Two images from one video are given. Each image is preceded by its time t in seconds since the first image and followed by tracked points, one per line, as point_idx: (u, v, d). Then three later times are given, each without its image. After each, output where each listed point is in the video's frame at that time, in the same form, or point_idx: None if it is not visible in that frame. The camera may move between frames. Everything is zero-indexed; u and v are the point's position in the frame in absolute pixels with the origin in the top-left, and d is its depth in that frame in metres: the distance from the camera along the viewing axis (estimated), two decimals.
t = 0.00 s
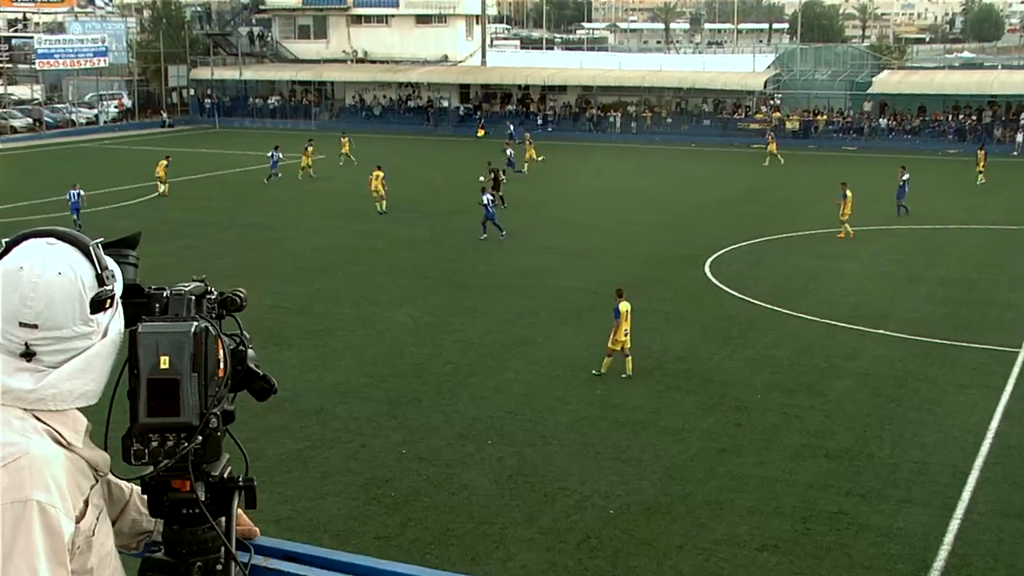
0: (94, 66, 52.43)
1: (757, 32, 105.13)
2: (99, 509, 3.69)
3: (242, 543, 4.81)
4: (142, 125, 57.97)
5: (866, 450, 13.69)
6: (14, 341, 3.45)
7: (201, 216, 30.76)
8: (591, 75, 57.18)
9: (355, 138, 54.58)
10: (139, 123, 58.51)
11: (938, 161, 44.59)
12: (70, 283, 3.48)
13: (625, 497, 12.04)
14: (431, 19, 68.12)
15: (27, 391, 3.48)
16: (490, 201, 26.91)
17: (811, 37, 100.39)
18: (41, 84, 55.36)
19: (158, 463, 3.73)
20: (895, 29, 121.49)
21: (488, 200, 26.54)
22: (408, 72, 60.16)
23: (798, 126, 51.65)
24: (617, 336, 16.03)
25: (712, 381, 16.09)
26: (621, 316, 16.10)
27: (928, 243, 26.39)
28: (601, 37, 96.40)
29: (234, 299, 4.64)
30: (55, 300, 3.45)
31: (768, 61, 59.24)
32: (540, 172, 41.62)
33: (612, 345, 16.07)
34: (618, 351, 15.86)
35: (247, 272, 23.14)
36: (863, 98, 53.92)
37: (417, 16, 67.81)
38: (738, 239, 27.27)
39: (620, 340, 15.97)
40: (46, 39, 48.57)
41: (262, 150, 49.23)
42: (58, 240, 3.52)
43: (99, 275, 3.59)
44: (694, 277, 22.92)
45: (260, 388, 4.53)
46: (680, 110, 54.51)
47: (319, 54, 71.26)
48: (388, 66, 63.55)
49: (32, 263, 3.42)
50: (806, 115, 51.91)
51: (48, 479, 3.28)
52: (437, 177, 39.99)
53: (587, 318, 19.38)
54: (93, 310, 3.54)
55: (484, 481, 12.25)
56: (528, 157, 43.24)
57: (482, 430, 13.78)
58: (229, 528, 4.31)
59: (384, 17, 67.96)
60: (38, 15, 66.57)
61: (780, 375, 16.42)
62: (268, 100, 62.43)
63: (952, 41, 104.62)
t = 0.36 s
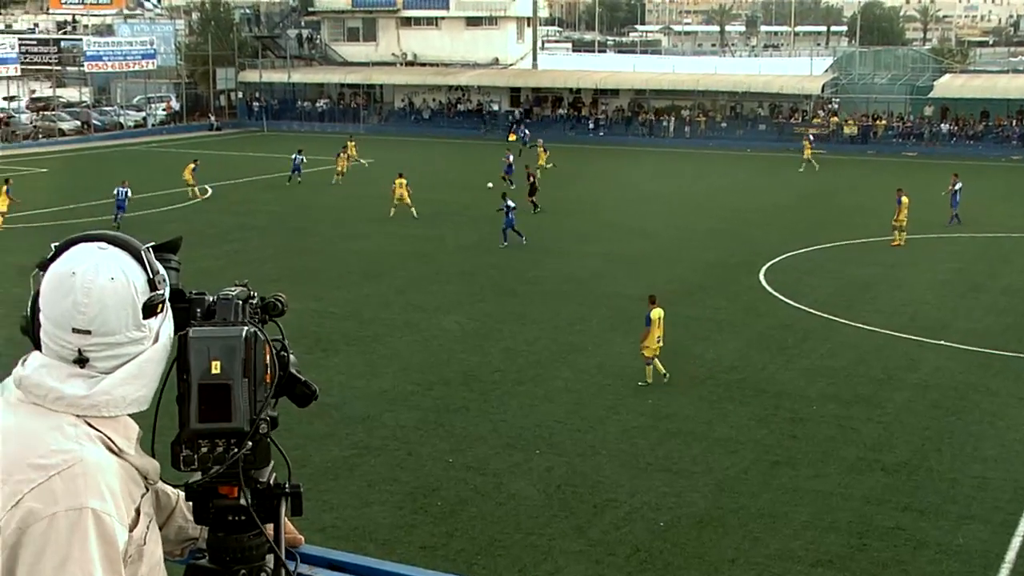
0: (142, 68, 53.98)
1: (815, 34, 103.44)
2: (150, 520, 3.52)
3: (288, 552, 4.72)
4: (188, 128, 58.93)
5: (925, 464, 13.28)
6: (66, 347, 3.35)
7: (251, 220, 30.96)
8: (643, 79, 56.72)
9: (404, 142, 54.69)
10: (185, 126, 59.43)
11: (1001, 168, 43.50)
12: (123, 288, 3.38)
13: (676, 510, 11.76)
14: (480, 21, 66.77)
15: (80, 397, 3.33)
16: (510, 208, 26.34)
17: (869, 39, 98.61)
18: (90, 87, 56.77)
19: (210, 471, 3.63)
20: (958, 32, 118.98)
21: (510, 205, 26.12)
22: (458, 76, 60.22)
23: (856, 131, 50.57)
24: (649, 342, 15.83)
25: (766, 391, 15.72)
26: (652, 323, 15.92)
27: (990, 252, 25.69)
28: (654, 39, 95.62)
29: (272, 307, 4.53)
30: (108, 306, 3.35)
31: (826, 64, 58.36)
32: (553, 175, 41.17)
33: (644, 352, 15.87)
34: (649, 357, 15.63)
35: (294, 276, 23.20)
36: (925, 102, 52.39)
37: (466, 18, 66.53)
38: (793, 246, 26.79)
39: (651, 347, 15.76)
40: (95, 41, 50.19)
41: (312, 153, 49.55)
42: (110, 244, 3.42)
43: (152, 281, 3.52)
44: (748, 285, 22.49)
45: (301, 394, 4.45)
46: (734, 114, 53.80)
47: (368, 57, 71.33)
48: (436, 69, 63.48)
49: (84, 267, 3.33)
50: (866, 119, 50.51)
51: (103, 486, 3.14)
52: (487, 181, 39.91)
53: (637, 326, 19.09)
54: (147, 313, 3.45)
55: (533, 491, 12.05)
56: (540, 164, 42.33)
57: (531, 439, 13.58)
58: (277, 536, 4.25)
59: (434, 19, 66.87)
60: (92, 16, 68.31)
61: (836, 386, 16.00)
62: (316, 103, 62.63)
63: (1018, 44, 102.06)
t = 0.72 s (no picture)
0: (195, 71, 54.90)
1: (880, 37, 101.46)
2: (201, 529, 3.57)
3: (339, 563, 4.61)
4: (240, 131, 59.59)
5: (994, 481, 12.78)
6: (122, 353, 3.47)
7: (305, 226, 31.10)
8: (703, 83, 56.02)
9: (458, 147, 54.66)
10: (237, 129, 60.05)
11: None
12: (178, 293, 3.51)
13: (734, 525, 11.42)
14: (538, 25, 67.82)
15: (135, 404, 3.43)
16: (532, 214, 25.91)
17: (937, 41, 96.49)
18: (144, 91, 57.64)
19: (261, 477, 3.70)
20: None
21: (534, 211, 25.73)
22: (514, 80, 60.14)
23: (924, 137, 49.43)
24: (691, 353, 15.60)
25: (827, 404, 15.31)
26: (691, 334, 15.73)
27: None
28: (714, 42, 94.61)
29: (319, 313, 4.33)
30: (164, 311, 3.46)
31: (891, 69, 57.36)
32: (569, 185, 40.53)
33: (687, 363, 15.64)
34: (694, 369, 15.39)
35: (346, 282, 23.21)
36: (993, 107, 51.66)
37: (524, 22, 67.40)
38: (855, 255, 26.21)
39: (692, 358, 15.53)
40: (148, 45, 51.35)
41: (366, 158, 49.75)
42: (163, 249, 3.55)
43: (206, 285, 3.66)
44: (808, 295, 22.00)
45: (349, 402, 4.25)
46: (796, 119, 52.97)
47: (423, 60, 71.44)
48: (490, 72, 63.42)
49: (140, 273, 3.46)
50: (933, 125, 49.42)
51: (159, 494, 3.23)
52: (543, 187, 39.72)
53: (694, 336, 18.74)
54: (200, 320, 3.56)
55: (586, 505, 11.81)
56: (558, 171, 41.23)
57: (585, 451, 13.33)
58: (327, 545, 4.26)
59: (490, 22, 67.79)
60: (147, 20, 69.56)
61: (900, 401, 15.52)
62: (369, 106, 62.90)
63: None
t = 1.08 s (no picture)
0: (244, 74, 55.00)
1: (944, 40, 99.37)
2: (248, 540, 3.83)
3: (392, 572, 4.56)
4: (288, 135, 59.95)
5: None
6: (172, 360, 3.76)
7: (356, 231, 31.11)
8: (760, 87, 55.14)
9: (509, 152, 54.44)
10: (286, 133, 60.54)
11: None
12: (229, 300, 3.80)
13: (790, 540, 11.10)
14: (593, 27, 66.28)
15: (184, 411, 3.73)
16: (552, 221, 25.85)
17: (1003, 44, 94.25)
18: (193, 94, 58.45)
19: (310, 486, 3.82)
20: None
21: (549, 218, 25.53)
22: (567, 84, 59.73)
23: (989, 144, 48.35)
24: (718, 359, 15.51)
25: (887, 418, 14.89)
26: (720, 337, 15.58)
27: None
28: (771, 46, 93.32)
29: (366, 318, 4.32)
30: (214, 317, 3.76)
31: (954, 73, 56.57)
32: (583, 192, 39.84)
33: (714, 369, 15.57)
34: (719, 374, 15.33)
35: (396, 289, 23.10)
36: None
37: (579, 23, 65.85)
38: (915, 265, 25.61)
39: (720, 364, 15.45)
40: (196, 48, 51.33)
41: (417, 163, 49.71)
42: (212, 257, 3.86)
43: (256, 292, 4.01)
44: (866, 305, 21.51)
45: (393, 411, 4.19)
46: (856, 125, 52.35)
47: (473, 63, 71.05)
48: (541, 76, 63.04)
49: (190, 279, 3.75)
50: (998, 131, 48.44)
51: (209, 503, 3.52)
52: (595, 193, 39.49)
53: (749, 347, 18.40)
54: (249, 326, 3.85)
55: (638, 517, 11.56)
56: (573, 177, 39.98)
57: (636, 463, 13.08)
58: (376, 553, 4.36)
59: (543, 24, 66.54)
60: (197, 24, 70.22)
61: (963, 415, 15.03)
62: (419, 111, 62.89)
63: None
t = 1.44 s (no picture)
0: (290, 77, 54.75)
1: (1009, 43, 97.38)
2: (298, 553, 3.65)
3: None
4: (335, 140, 60.21)
5: None
6: (221, 367, 3.59)
7: (402, 237, 31.06)
8: (814, 92, 54.62)
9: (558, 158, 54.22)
10: (332, 138, 60.87)
11: None
12: (278, 306, 3.63)
13: (844, 556, 10.83)
14: (644, 30, 66.34)
15: (233, 419, 3.55)
16: (568, 227, 25.74)
17: None
18: (238, 98, 59.15)
19: (357, 494, 3.86)
20: None
21: (567, 223, 25.42)
22: (618, 89, 59.26)
23: None
24: (745, 368, 15.34)
25: (946, 431, 14.53)
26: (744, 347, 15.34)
27: None
28: (828, 50, 92.04)
29: (409, 324, 4.30)
30: (264, 324, 3.59)
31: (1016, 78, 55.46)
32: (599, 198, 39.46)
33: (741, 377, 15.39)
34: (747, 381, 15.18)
35: (444, 295, 23.03)
36: None
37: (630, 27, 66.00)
38: (973, 275, 25.09)
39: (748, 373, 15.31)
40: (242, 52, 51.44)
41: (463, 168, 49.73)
42: (262, 262, 3.70)
43: (305, 298, 3.81)
44: (923, 316, 21.04)
45: (437, 419, 4.22)
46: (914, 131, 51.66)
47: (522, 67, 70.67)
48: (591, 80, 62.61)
49: (240, 286, 3.59)
50: None
51: (259, 513, 3.36)
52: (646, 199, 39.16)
53: (802, 357, 18.09)
54: (299, 333, 3.68)
55: (688, 531, 11.34)
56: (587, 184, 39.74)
57: (686, 475, 12.85)
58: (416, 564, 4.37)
59: (593, 28, 67.10)
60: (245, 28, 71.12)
61: None
62: (467, 115, 62.75)
63: None
